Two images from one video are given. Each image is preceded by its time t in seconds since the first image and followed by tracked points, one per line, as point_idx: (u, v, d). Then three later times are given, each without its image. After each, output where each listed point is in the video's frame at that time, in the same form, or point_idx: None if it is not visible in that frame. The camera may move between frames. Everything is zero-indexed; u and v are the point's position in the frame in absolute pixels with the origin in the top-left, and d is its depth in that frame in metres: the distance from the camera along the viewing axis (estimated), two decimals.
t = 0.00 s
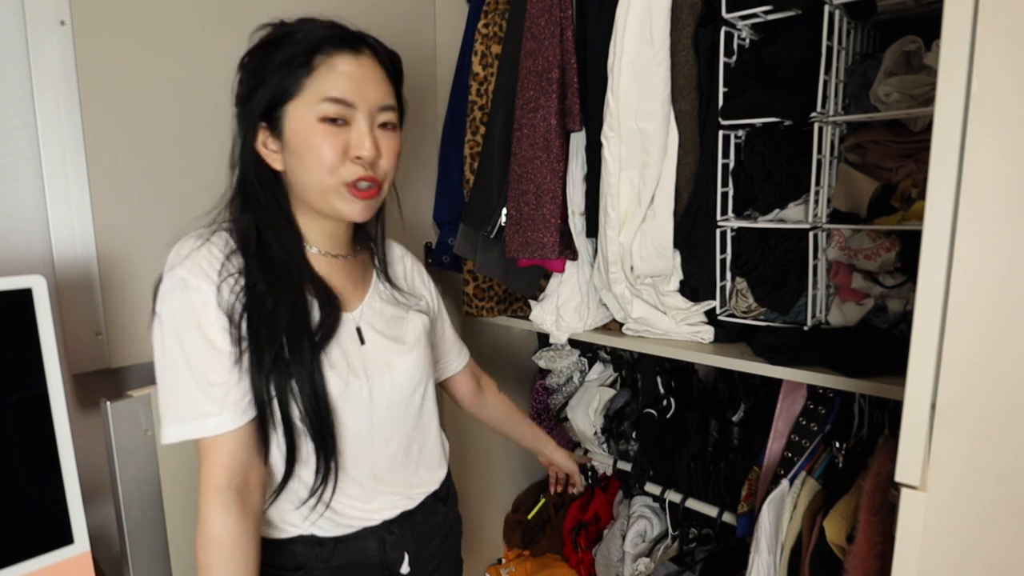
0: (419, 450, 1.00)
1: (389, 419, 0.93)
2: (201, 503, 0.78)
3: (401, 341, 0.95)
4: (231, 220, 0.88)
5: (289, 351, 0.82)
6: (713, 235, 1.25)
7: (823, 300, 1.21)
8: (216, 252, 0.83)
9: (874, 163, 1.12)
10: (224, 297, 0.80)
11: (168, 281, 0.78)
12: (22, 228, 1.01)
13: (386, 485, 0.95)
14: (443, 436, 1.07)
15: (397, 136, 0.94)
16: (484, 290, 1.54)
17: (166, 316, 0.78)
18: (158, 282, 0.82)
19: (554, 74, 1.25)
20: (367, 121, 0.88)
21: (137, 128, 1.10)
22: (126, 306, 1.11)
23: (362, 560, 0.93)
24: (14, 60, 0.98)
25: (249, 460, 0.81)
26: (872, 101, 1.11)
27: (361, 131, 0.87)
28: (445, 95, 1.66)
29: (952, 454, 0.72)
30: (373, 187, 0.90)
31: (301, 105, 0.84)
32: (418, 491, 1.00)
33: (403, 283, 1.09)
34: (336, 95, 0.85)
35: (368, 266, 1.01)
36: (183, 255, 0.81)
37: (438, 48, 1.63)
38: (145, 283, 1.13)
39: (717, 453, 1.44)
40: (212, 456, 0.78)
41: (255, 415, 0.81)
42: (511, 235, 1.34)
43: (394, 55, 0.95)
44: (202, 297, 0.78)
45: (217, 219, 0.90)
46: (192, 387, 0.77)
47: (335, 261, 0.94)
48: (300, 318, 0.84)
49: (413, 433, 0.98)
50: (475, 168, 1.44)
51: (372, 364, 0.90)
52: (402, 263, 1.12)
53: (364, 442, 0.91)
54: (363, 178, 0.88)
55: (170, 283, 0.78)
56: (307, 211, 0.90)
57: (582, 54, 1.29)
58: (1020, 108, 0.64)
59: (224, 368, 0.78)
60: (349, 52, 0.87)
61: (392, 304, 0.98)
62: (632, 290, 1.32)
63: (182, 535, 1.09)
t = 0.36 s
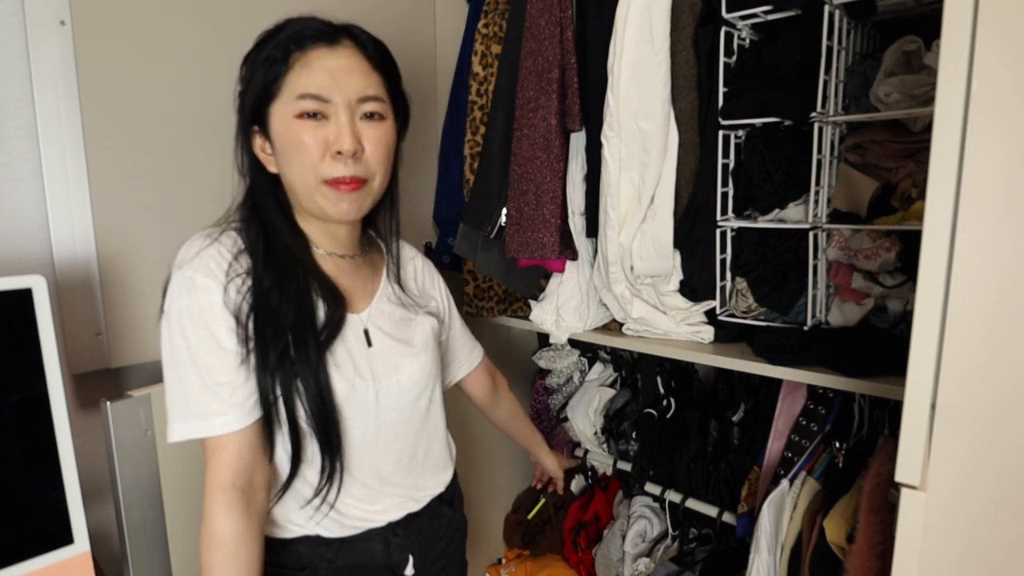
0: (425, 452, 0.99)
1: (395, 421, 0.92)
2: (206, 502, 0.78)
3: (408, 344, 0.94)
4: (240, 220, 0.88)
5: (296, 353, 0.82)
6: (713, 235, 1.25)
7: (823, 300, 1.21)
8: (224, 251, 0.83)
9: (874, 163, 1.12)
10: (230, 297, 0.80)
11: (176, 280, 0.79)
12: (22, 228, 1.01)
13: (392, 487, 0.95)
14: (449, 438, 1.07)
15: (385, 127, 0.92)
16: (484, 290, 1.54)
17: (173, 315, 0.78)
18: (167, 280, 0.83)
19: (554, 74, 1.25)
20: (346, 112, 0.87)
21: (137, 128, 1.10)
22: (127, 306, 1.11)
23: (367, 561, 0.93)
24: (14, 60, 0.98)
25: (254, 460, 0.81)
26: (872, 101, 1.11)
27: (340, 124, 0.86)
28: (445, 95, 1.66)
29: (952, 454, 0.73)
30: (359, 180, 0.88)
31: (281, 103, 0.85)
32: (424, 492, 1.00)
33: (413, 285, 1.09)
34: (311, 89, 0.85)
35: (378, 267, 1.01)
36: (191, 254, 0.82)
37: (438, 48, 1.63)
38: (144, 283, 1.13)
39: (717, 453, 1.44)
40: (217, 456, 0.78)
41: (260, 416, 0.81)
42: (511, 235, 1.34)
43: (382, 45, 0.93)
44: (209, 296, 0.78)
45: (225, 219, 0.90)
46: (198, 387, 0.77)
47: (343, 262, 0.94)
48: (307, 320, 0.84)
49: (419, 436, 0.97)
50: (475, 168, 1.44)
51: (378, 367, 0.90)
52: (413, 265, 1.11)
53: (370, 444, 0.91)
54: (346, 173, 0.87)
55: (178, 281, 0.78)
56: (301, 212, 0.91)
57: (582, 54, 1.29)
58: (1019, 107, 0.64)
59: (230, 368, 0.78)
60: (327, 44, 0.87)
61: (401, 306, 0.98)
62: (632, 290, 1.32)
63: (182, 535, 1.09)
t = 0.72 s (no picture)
0: (427, 454, 0.99)
1: (398, 421, 0.92)
2: (209, 502, 0.78)
3: (411, 345, 0.94)
4: (244, 220, 0.88)
5: (300, 353, 0.82)
6: (713, 235, 1.25)
7: (823, 300, 1.21)
8: (229, 250, 0.83)
9: (874, 163, 1.12)
10: (235, 296, 0.80)
11: (181, 278, 0.79)
12: (22, 228, 1.01)
13: (394, 488, 0.95)
14: (451, 439, 1.07)
15: (393, 128, 0.92)
16: (484, 290, 1.54)
17: (178, 313, 0.78)
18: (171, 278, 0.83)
19: (554, 74, 1.25)
20: (356, 113, 0.87)
21: (137, 128, 1.10)
22: (126, 306, 1.11)
23: (369, 562, 0.93)
24: (14, 60, 0.98)
25: (257, 460, 0.81)
26: (872, 101, 1.11)
27: (349, 124, 0.86)
28: (445, 95, 1.66)
29: (952, 454, 0.73)
30: (365, 180, 0.88)
31: (291, 102, 0.85)
32: (425, 493, 1.00)
33: (417, 287, 1.09)
34: (322, 89, 0.85)
35: (382, 267, 1.01)
36: (196, 253, 0.82)
37: (438, 48, 1.63)
38: (144, 283, 1.13)
39: (717, 453, 1.44)
40: (221, 456, 0.78)
41: (263, 416, 0.81)
42: (511, 235, 1.34)
43: (392, 47, 0.93)
44: (214, 296, 0.78)
45: (228, 218, 0.90)
46: (203, 386, 0.77)
47: (348, 262, 0.95)
48: (312, 320, 0.84)
49: (422, 437, 0.97)
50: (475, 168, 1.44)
51: (382, 368, 0.90)
52: (416, 266, 1.11)
53: (373, 445, 0.91)
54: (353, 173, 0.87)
55: (183, 280, 0.78)
56: (307, 211, 0.91)
57: (582, 54, 1.29)
58: (1019, 107, 0.64)
59: (234, 368, 0.78)
60: (339, 45, 0.86)
61: (405, 307, 0.98)
62: (632, 290, 1.32)
63: (182, 535, 1.09)
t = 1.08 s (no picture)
0: (425, 454, 0.99)
1: (397, 421, 0.92)
2: (208, 502, 0.78)
3: (409, 345, 0.94)
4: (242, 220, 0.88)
5: (299, 354, 0.82)
6: (713, 235, 1.25)
7: (823, 300, 1.21)
8: (228, 250, 0.83)
9: (874, 163, 1.12)
10: (234, 296, 0.80)
11: (180, 278, 0.79)
12: (22, 228, 1.01)
13: (393, 488, 0.95)
14: (449, 439, 1.07)
15: (391, 128, 0.92)
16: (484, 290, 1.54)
17: (177, 313, 0.78)
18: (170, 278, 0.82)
19: (554, 74, 1.25)
20: (354, 113, 0.87)
21: (137, 128, 1.10)
22: (126, 307, 1.11)
23: (368, 562, 0.93)
24: (14, 59, 0.98)
25: (256, 459, 0.81)
26: (872, 101, 1.11)
27: (347, 124, 0.86)
28: (445, 95, 1.66)
29: (952, 454, 0.73)
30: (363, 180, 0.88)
31: (288, 102, 0.85)
32: (424, 493, 1.00)
33: (414, 287, 1.09)
34: (320, 89, 0.85)
35: (379, 268, 1.01)
36: (195, 253, 0.82)
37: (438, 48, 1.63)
38: (144, 283, 1.13)
39: (717, 453, 1.44)
40: (220, 456, 0.78)
41: (262, 416, 0.81)
42: (511, 235, 1.34)
43: (390, 47, 0.93)
44: (213, 295, 0.78)
45: (227, 218, 0.90)
46: (202, 386, 0.77)
47: (345, 262, 0.95)
48: (310, 320, 0.84)
49: (420, 437, 0.97)
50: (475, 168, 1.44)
51: (380, 368, 0.90)
52: (414, 266, 1.11)
53: (371, 445, 0.91)
54: (349, 173, 0.87)
55: (182, 279, 0.78)
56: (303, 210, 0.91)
57: (582, 54, 1.29)
58: (1019, 107, 0.64)
59: (233, 368, 0.78)
60: (337, 45, 0.87)
61: (403, 308, 0.98)
62: (632, 290, 1.32)
63: (182, 535, 1.09)
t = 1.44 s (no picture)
0: (423, 454, 0.99)
1: (395, 422, 0.92)
2: (207, 502, 0.78)
3: (406, 344, 0.94)
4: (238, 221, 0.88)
5: (296, 354, 0.82)
6: (713, 235, 1.25)
7: (823, 300, 1.21)
8: (224, 250, 0.83)
9: (874, 163, 1.12)
10: (231, 297, 0.80)
11: (176, 279, 0.78)
12: (21, 227, 1.00)
13: (391, 488, 0.95)
14: (446, 438, 1.07)
15: (388, 129, 0.92)
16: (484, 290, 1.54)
17: (174, 314, 0.78)
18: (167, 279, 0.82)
19: (554, 74, 1.25)
20: (351, 113, 0.87)
21: (137, 128, 1.10)
22: (126, 306, 1.11)
23: (366, 562, 0.93)
24: (14, 59, 0.98)
25: (254, 459, 0.81)
26: (872, 101, 1.11)
27: (345, 125, 0.86)
28: (445, 95, 1.66)
29: (951, 454, 0.72)
30: (360, 179, 0.89)
31: (286, 101, 0.85)
32: (422, 492, 1.00)
33: (411, 286, 1.09)
34: (317, 89, 0.85)
35: (376, 268, 1.01)
36: (192, 254, 0.82)
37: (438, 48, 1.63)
38: (144, 283, 1.13)
39: (717, 453, 1.44)
40: (218, 456, 0.78)
41: (260, 416, 0.81)
42: (511, 235, 1.34)
43: (387, 47, 0.93)
44: (210, 296, 0.78)
45: (226, 218, 0.90)
46: (199, 386, 0.77)
47: (342, 262, 0.95)
48: (307, 321, 0.84)
49: (417, 437, 0.97)
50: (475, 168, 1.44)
51: (377, 368, 0.90)
52: (410, 266, 1.11)
53: (369, 444, 0.91)
54: (346, 171, 0.87)
55: (178, 280, 0.78)
56: (301, 209, 0.91)
57: (582, 54, 1.29)
58: (1018, 107, 0.64)
59: (231, 368, 0.78)
60: (335, 45, 0.87)
61: (400, 307, 0.98)
62: (632, 290, 1.32)
63: (181, 535, 1.09)
